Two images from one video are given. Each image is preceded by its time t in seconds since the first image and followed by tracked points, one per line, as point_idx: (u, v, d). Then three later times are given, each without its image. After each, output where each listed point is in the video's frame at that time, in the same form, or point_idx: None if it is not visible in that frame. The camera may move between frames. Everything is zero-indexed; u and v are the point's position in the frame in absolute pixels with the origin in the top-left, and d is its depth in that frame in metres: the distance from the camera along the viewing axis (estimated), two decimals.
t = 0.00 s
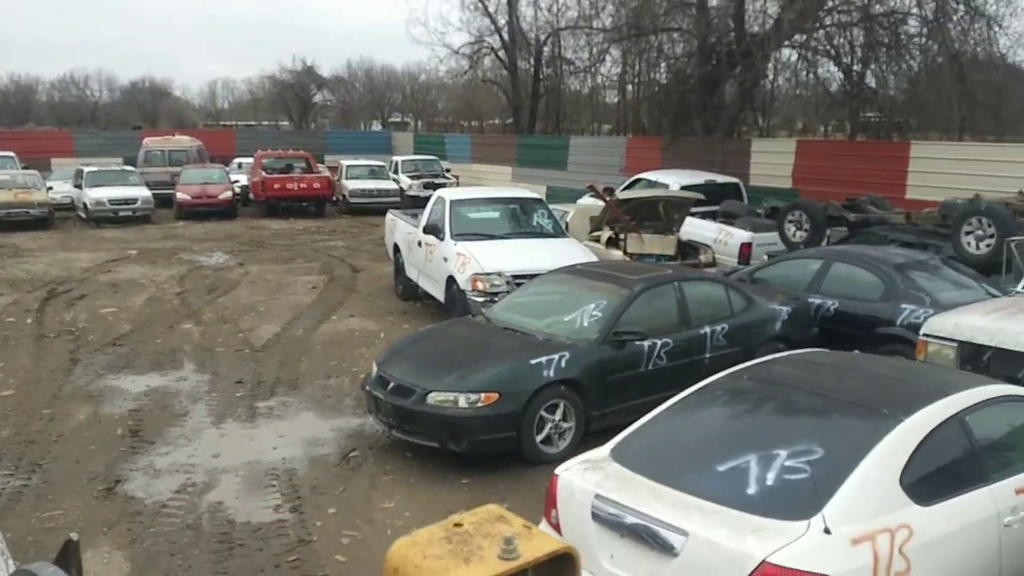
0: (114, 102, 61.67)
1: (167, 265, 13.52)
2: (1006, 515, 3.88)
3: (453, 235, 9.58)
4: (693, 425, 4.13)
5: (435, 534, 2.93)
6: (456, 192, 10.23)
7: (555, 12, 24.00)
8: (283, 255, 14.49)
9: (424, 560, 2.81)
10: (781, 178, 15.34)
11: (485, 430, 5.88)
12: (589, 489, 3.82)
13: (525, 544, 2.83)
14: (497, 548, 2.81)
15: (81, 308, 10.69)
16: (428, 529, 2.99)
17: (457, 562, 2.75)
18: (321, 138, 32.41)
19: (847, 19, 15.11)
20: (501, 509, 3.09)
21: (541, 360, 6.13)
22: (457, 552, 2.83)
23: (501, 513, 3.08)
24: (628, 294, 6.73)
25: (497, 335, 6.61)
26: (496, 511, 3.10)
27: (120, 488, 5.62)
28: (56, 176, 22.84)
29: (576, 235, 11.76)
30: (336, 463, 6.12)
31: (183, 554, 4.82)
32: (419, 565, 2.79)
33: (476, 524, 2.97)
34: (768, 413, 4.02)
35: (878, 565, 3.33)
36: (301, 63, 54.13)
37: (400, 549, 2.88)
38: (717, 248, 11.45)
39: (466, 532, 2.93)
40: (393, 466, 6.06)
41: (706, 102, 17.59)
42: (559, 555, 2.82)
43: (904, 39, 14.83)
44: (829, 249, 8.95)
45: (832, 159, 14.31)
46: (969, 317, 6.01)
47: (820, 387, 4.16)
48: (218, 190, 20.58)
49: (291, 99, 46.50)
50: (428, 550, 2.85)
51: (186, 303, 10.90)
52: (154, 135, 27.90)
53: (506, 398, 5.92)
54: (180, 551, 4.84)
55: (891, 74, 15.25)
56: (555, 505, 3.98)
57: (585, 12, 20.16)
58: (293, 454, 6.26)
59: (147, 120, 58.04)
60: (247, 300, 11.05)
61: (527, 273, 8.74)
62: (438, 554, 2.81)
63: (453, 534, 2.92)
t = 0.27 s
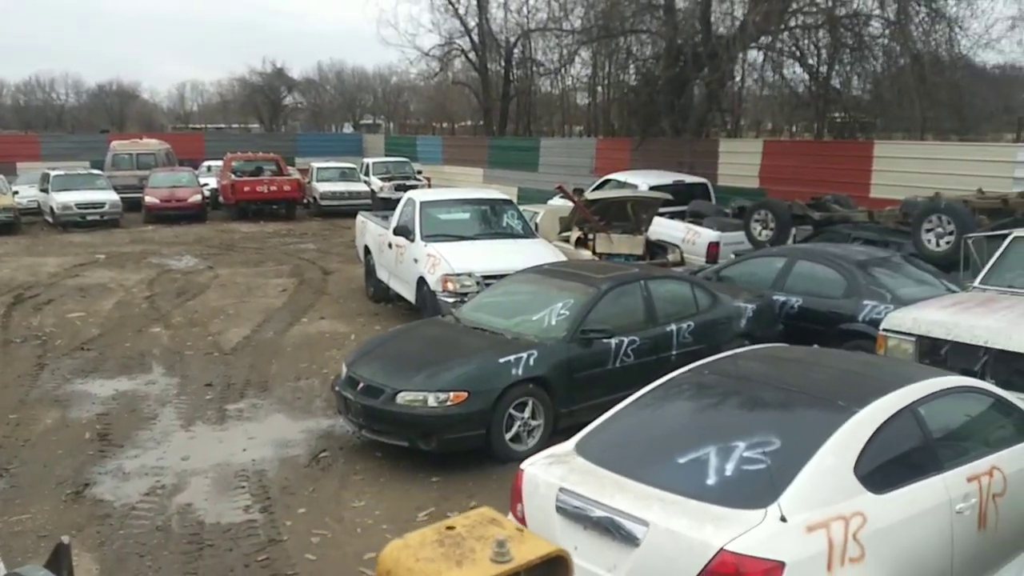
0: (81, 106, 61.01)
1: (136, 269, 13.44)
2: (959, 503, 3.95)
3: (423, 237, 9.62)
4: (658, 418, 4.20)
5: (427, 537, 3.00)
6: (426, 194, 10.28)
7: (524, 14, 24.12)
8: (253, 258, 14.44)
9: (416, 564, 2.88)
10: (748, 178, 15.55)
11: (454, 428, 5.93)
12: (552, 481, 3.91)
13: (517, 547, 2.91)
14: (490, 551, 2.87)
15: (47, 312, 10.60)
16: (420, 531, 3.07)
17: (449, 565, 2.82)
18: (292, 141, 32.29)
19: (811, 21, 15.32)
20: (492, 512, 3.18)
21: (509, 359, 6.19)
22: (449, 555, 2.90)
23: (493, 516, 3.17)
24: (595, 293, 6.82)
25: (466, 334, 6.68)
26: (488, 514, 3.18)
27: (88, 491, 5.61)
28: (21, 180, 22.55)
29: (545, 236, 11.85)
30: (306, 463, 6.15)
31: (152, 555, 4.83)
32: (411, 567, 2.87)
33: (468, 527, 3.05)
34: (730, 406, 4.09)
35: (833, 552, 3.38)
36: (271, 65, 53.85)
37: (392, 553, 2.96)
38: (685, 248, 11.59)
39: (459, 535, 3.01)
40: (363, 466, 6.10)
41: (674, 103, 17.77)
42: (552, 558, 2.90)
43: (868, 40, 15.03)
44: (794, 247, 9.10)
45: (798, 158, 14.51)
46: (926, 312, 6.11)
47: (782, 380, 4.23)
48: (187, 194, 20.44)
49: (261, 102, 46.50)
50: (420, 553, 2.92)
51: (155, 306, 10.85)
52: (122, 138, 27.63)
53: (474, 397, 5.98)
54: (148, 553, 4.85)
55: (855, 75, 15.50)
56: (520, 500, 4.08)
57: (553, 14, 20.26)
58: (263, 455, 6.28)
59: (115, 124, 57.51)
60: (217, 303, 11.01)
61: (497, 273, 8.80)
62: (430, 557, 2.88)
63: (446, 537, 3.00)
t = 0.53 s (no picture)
0: (63, 109, 60.67)
1: (119, 272, 13.40)
2: (933, 495, 4.03)
3: (407, 238, 9.66)
4: (640, 415, 4.26)
5: (427, 540, 3.04)
6: (410, 195, 10.32)
7: (507, 17, 24.25)
8: (237, 260, 14.44)
9: (416, 566, 2.91)
10: (730, 178, 15.66)
11: (438, 428, 5.98)
12: (536, 478, 3.97)
13: (516, 549, 2.95)
14: (490, 553, 2.92)
15: (30, 316, 10.56)
16: (420, 533, 3.11)
17: (450, 567, 2.86)
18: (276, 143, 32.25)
19: (792, 23, 15.47)
20: (491, 515, 3.23)
21: (492, 358, 6.24)
22: (449, 558, 2.94)
23: (492, 518, 3.22)
24: (577, 292, 6.88)
25: (451, 335, 6.72)
26: (486, 516, 3.23)
27: (73, 493, 5.62)
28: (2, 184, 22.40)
29: (529, 236, 11.91)
30: (291, 464, 6.18)
31: (138, 556, 4.85)
32: (412, 569, 2.90)
33: (468, 530, 3.10)
34: (711, 402, 4.16)
35: (810, 544, 3.43)
36: (254, 67, 53.71)
37: (393, 554, 3.00)
38: (668, 248, 11.69)
39: (459, 537, 3.05)
40: (349, 466, 6.14)
41: (657, 104, 17.89)
42: (550, 560, 2.95)
43: (847, 41, 15.28)
44: (775, 246, 9.20)
45: (779, 158, 14.64)
46: (904, 309, 6.19)
47: (762, 377, 4.30)
48: (170, 197, 20.37)
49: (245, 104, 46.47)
50: (420, 555, 2.96)
51: (139, 309, 10.83)
52: (104, 142, 27.49)
53: (458, 397, 6.02)
54: (135, 554, 4.87)
55: (835, 75, 15.69)
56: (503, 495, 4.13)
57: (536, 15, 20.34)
58: (248, 456, 6.30)
59: (97, 127, 57.20)
60: (201, 305, 11.01)
61: (481, 274, 8.86)
62: (430, 560, 2.92)
63: (446, 540, 3.04)
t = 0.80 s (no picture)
0: (62, 111, 60.71)
1: (118, 274, 13.42)
2: (928, 494, 4.05)
3: (406, 240, 9.68)
4: (637, 415, 4.29)
5: (434, 541, 3.07)
6: (409, 197, 10.34)
7: (506, 19, 24.32)
8: (236, 262, 14.46)
9: (423, 566, 2.94)
10: (728, 180, 15.69)
11: (437, 428, 6.00)
12: (533, 477, 3.99)
13: (522, 551, 2.98)
14: (495, 554, 2.95)
15: (29, 317, 10.58)
16: (426, 534, 3.14)
17: (456, 568, 2.89)
18: (274, 145, 32.29)
19: (790, 25, 15.48)
20: (497, 517, 3.26)
21: (491, 359, 6.27)
22: (455, 559, 2.97)
23: (497, 520, 3.25)
24: (575, 293, 6.91)
25: (450, 336, 6.75)
26: (492, 518, 3.26)
27: (73, 494, 5.64)
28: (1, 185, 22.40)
29: (527, 238, 11.94)
30: (290, 465, 6.20)
31: (139, 556, 4.87)
32: (418, 569, 2.93)
33: (473, 531, 3.13)
34: (708, 402, 4.18)
35: (805, 542, 3.46)
36: (254, 69, 53.76)
37: (399, 555, 3.02)
38: (666, 249, 11.71)
39: (465, 538, 3.08)
40: (348, 467, 6.16)
41: (655, 106, 17.92)
42: (556, 562, 2.98)
43: (845, 44, 15.32)
44: (772, 248, 9.22)
45: (777, 160, 14.68)
46: (900, 310, 6.21)
47: (758, 377, 4.33)
48: (169, 199, 20.38)
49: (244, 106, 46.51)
50: (426, 556, 2.99)
51: (138, 311, 10.85)
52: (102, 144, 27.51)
53: (456, 398, 6.05)
54: (135, 554, 4.89)
55: (833, 78, 15.73)
56: (501, 494, 4.16)
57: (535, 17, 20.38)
58: (247, 457, 6.32)
59: (97, 129, 57.23)
60: (200, 307, 11.03)
61: (479, 275, 8.88)
62: (436, 561, 2.94)
63: (452, 541, 3.07)
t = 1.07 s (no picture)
0: (63, 113, 60.76)
1: (119, 275, 13.43)
2: (927, 494, 4.05)
3: (406, 241, 9.68)
4: (637, 416, 4.28)
5: (437, 544, 3.07)
6: (408, 198, 10.34)
7: (505, 21, 24.35)
8: (236, 264, 14.46)
9: (426, 568, 2.94)
10: (728, 180, 15.69)
11: (437, 429, 6.00)
12: (532, 478, 3.99)
13: (525, 553, 2.98)
14: (498, 557, 2.95)
15: (30, 319, 10.58)
16: (430, 536, 3.14)
17: (459, 571, 2.89)
18: (275, 147, 32.31)
19: (790, 25, 15.47)
20: (501, 519, 3.26)
21: (490, 360, 6.27)
22: (458, 561, 2.97)
23: (501, 522, 3.25)
24: (575, 294, 6.91)
25: (450, 337, 6.75)
26: (495, 520, 3.26)
27: (73, 495, 5.64)
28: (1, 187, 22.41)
29: (527, 239, 11.94)
30: (289, 466, 6.20)
31: (138, 558, 4.87)
32: (421, 571, 2.93)
33: (477, 533, 3.13)
34: (707, 403, 4.18)
35: (804, 543, 3.46)
36: (254, 70, 53.79)
37: (402, 557, 3.02)
38: (666, 250, 11.72)
39: (468, 541, 3.08)
40: (347, 468, 6.16)
41: (654, 107, 17.92)
42: (560, 564, 2.98)
43: (844, 44, 15.32)
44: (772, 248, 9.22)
45: (777, 160, 14.69)
46: (899, 310, 6.21)
47: (758, 378, 4.33)
48: (169, 200, 20.38)
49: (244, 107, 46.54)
50: (430, 558, 2.98)
51: (138, 312, 10.85)
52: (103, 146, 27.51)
53: (455, 399, 6.05)
54: (135, 555, 4.89)
55: (832, 78, 15.73)
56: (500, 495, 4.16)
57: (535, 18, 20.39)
58: (247, 459, 6.32)
59: (97, 131, 57.28)
60: (201, 309, 11.03)
61: (479, 277, 8.89)
62: (439, 563, 2.94)
63: (456, 543, 3.07)
